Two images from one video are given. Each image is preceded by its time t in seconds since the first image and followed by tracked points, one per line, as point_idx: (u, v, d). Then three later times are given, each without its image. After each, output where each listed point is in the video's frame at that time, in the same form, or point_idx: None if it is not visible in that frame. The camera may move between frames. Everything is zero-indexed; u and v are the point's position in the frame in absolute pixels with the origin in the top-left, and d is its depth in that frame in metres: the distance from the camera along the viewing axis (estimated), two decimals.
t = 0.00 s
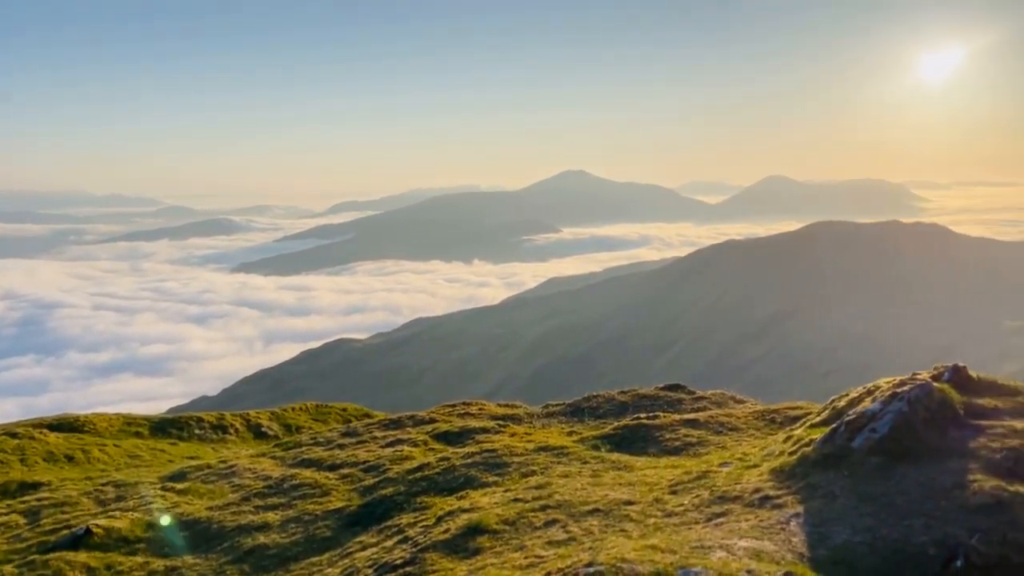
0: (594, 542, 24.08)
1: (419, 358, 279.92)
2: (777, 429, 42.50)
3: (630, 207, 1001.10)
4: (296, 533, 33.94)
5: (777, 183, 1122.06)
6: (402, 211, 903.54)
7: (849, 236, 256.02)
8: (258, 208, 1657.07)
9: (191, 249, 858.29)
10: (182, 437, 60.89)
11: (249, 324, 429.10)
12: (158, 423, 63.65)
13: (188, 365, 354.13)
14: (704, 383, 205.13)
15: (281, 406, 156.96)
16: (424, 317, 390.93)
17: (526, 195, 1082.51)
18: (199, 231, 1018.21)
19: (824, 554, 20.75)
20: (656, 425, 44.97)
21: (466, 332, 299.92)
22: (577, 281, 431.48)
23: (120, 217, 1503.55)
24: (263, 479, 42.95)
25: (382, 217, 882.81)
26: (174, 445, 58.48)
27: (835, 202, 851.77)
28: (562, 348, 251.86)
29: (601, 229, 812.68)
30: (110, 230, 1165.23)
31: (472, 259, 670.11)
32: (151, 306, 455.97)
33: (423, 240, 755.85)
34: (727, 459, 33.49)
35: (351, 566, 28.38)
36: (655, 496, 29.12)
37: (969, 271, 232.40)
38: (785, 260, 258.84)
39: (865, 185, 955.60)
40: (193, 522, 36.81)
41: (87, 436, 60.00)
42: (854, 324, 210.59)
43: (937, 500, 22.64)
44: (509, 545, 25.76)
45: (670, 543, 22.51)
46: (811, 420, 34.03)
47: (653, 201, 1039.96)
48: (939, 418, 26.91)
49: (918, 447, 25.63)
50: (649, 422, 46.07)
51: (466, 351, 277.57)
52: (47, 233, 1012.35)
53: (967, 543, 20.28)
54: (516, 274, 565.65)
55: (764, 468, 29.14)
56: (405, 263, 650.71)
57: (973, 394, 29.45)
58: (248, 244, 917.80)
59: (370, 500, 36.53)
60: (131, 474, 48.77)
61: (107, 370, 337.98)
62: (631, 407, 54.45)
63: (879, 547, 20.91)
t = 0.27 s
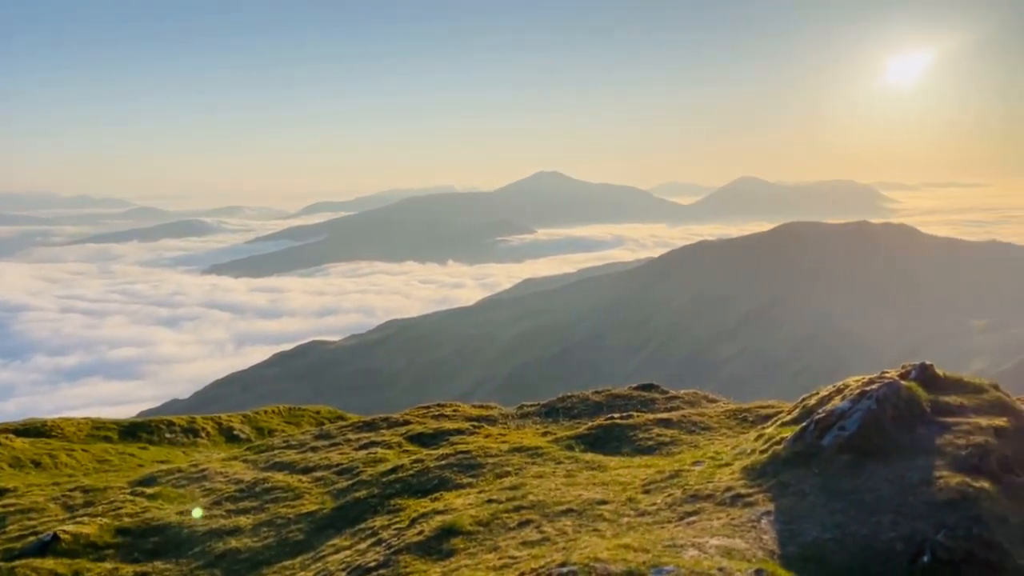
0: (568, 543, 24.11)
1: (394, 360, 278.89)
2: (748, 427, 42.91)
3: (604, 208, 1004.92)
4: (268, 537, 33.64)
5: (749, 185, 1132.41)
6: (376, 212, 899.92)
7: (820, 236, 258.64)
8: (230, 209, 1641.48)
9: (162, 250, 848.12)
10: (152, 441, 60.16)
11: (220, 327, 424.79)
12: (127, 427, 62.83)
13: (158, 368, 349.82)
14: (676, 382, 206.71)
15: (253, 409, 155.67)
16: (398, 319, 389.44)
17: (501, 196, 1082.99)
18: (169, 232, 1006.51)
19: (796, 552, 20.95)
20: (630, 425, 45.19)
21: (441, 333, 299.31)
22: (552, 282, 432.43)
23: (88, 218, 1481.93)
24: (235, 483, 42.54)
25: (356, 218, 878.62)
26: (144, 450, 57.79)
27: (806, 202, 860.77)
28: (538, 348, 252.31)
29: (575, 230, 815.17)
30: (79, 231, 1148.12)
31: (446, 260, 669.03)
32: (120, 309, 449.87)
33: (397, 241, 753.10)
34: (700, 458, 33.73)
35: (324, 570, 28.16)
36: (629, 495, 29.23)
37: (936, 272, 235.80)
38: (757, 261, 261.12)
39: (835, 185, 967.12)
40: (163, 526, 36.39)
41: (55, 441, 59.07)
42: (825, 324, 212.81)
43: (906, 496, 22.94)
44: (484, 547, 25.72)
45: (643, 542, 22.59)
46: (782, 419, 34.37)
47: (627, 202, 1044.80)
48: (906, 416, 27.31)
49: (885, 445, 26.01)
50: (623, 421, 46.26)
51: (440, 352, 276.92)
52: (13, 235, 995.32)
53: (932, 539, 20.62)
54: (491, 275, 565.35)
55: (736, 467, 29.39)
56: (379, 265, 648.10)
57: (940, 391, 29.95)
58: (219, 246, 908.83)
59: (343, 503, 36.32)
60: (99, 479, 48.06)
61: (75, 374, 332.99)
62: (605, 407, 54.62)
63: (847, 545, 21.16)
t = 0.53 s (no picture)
0: (543, 543, 24.10)
1: (367, 362, 277.55)
2: (720, 426, 43.28)
3: (577, 209, 1007.94)
4: (240, 540, 33.33)
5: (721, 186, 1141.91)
6: (349, 213, 895.05)
7: (790, 236, 260.82)
8: (200, 210, 1623.73)
9: (130, 252, 836.54)
10: (120, 446, 59.40)
11: (191, 329, 419.90)
12: (95, 432, 61.91)
13: (128, 371, 345.13)
14: (650, 382, 208.15)
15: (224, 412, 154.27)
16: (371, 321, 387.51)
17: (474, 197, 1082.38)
18: (138, 234, 992.80)
19: (766, 550, 21.15)
20: (603, 424, 45.41)
21: (415, 335, 298.43)
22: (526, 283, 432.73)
23: (54, 220, 1457.35)
24: (206, 487, 42.09)
25: (328, 219, 873.06)
26: (113, 454, 56.96)
27: (778, 203, 868.67)
28: (512, 349, 252.50)
29: (549, 231, 816.88)
30: (45, 233, 1128.10)
31: (420, 261, 667.03)
32: (88, 312, 442.98)
33: (370, 242, 749.46)
34: (674, 456, 33.93)
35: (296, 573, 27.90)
36: (603, 494, 29.33)
37: (904, 273, 238.98)
38: (729, 261, 262.88)
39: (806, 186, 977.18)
40: (132, 531, 35.96)
41: (21, 447, 58.09)
42: (795, 324, 214.85)
43: (873, 493, 23.28)
44: (457, 548, 25.66)
45: (614, 542, 22.66)
46: (754, 417, 34.66)
47: (601, 202, 1047.87)
48: (875, 413, 27.70)
49: (854, 443, 26.38)
50: (597, 421, 46.49)
51: (415, 354, 275.97)
52: None
53: (900, 535, 20.95)
54: (465, 276, 564.38)
55: (708, 465, 29.60)
56: (352, 266, 644.67)
57: (908, 389, 30.40)
58: (189, 247, 898.22)
59: (316, 505, 36.13)
60: (67, 484, 47.36)
61: (42, 379, 327.69)
62: (578, 408, 54.81)
63: (819, 541, 21.39)
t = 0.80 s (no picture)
0: (515, 544, 24.14)
1: (341, 364, 276.07)
2: (693, 425, 43.63)
3: (551, 209, 1010.46)
4: (210, 545, 33.01)
5: (693, 187, 1151.19)
6: (322, 214, 889.79)
7: (762, 235, 262.87)
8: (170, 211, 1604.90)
9: (99, 254, 824.98)
10: (89, 450, 58.53)
11: (161, 332, 415.00)
12: (63, 436, 61.00)
13: (97, 375, 340.36)
14: (623, 383, 209.32)
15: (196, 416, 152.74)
16: (345, 322, 385.56)
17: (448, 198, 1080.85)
18: (106, 235, 979.21)
19: (738, 547, 21.35)
20: (578, 425, 45.52)
21: (389, 336, 297.34)
22: (500, 284, 432.52)
23: (20, 221, 1432.33)
24: (176, 491, 41.57)
25: (301, 220, 867.38)
26: (81, 459, 56.16)
27: (750, 204, 876.34)
28: (487, 350, 252.45)
29: (523, 232, 818.15)
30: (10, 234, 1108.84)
31: (394, 262, 664.97)
32: (55, 315, 436.21)
33: (343, 243, 745.89)
34: (646, 456, 34.14)
35: None
36: (575, 495, 29.42)
37: (872, 273, 241.94)
38: (702, 261, 264.62)
39: (778, 187, 986.79)
40: (100, 536, 35.47)
41: None
42: (766, 324, 216.88)
43: (841, 490, 23.60)
44: (431, 550, 25.60)
45: (587, 541, 22.75)
46: (725, 416, 34.96)
47: (575, 203, 1051.57)
48: (843, 411, 28.11)
49: (822, 441, 26.73)
50: (571, 421, 46.62)
51: (388, 355, 274.91)
52: None
53: (869, 531, 21.21)
54: (439, 277, 563.77)
55: (680, 464, 29.81)
56: (325, 267, 641.00)
57: (876, 388, 30.83)
58: (160, 249, 887.65)
59: (288, 509, 35.81)
60: (33, 491, 46.53)
61: (7, 383, 322.12)
62: (552, 408, 54.93)
63: (787, 538, 21.63)
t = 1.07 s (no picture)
0: (487, 544, 24.15)
1: (314, 366, 274.19)
2: (665, 424, 43.86)
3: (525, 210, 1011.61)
4: (180, 550, 32.65)
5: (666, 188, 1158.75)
6: (294, 215, 883.39)
7: (732, 236, 264.65)
8: (139, 212, 1584.28)
9: (66, 256, 812.35)
10: (55, 456, 57.62)
11: (130, 335, 409.60)
12: (29, 441, 60.01)
13: (64, 378, 335.23)
14: (596, 384, 210.29)
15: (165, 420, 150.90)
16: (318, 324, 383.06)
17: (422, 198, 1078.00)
18: (74, 237, 964.44)
19: (707, 546, 21.52)
20: (551, 425, 45.59)
21: (363, 338, 295.94)
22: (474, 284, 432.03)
23: None
24: (145, 496, 41.05)
25: (273, 221, 860.65)
26: (47, 465, 55.28)
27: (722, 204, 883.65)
28: (461, 351, 252.15)
29: (497, 232, 817.97)
30: None
31: (367, 263, 661.90)
32: (21, 318, 428.91)
33: (315, 244, 741.24)
34: (619, 456, 34.23)
35: None
36: (548, 495, 29.48)
37: (841, 274, 244.27)
38: (674, 262, 266.11)
39: (749, 188, 995.87)
40: (65, 543, 34.91)
41: None
42: (737, 324, 218.65)
43: (811, 486, 23.87)
44: (403, 553, 25.47)
45: (558, 541, 22.81)
46: (696, 415, 35.17)
47: (549, 204, 1053.60)
48: (811, 410, 28.42)
49: (790, 439, 27.07)
50: (544, 421, 46.72)
51: (362, 357, 273.44)
52: None
53: (836, 529, 21.49)
54: (412, 277, 562.17)
55: (652, 463, 29.97)
56: (297, 268, 636.53)
57: (844, 386, 31.25)
58: (128, 251, 875.65)
59: (259, 513, 35.47)
60: None
61: None
62: (526, 409, 54.96)
63: (757, 535, 21.84)
